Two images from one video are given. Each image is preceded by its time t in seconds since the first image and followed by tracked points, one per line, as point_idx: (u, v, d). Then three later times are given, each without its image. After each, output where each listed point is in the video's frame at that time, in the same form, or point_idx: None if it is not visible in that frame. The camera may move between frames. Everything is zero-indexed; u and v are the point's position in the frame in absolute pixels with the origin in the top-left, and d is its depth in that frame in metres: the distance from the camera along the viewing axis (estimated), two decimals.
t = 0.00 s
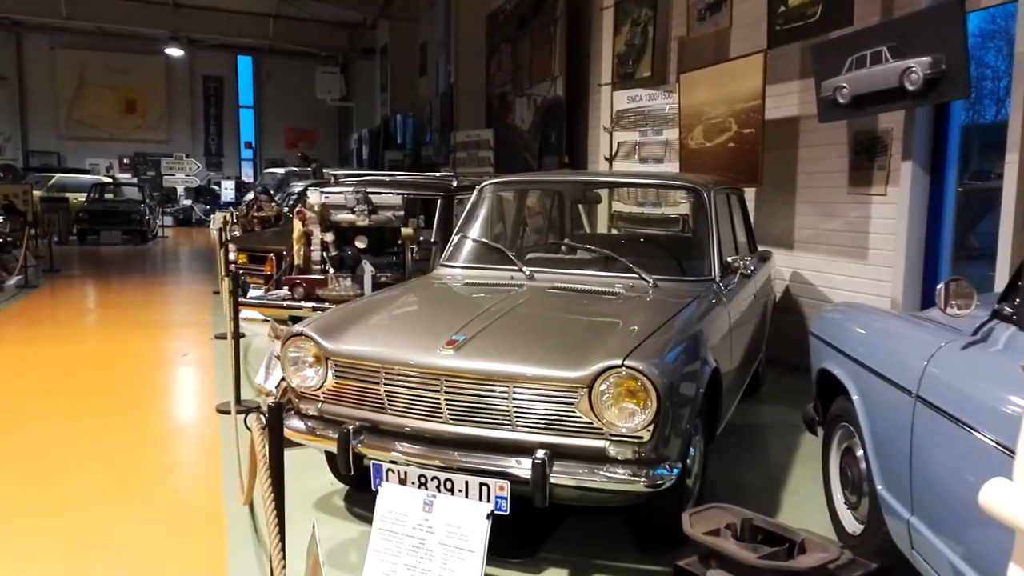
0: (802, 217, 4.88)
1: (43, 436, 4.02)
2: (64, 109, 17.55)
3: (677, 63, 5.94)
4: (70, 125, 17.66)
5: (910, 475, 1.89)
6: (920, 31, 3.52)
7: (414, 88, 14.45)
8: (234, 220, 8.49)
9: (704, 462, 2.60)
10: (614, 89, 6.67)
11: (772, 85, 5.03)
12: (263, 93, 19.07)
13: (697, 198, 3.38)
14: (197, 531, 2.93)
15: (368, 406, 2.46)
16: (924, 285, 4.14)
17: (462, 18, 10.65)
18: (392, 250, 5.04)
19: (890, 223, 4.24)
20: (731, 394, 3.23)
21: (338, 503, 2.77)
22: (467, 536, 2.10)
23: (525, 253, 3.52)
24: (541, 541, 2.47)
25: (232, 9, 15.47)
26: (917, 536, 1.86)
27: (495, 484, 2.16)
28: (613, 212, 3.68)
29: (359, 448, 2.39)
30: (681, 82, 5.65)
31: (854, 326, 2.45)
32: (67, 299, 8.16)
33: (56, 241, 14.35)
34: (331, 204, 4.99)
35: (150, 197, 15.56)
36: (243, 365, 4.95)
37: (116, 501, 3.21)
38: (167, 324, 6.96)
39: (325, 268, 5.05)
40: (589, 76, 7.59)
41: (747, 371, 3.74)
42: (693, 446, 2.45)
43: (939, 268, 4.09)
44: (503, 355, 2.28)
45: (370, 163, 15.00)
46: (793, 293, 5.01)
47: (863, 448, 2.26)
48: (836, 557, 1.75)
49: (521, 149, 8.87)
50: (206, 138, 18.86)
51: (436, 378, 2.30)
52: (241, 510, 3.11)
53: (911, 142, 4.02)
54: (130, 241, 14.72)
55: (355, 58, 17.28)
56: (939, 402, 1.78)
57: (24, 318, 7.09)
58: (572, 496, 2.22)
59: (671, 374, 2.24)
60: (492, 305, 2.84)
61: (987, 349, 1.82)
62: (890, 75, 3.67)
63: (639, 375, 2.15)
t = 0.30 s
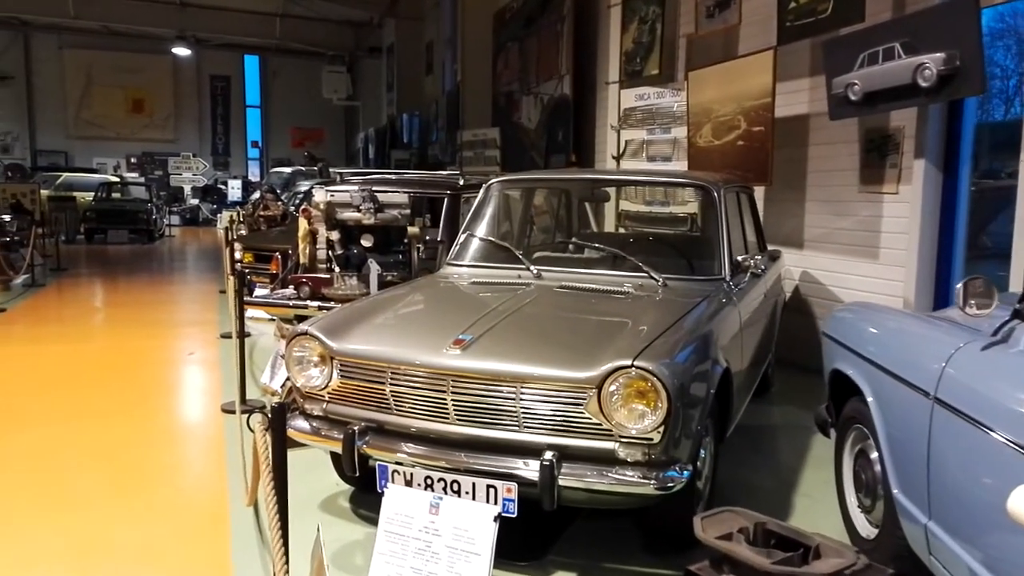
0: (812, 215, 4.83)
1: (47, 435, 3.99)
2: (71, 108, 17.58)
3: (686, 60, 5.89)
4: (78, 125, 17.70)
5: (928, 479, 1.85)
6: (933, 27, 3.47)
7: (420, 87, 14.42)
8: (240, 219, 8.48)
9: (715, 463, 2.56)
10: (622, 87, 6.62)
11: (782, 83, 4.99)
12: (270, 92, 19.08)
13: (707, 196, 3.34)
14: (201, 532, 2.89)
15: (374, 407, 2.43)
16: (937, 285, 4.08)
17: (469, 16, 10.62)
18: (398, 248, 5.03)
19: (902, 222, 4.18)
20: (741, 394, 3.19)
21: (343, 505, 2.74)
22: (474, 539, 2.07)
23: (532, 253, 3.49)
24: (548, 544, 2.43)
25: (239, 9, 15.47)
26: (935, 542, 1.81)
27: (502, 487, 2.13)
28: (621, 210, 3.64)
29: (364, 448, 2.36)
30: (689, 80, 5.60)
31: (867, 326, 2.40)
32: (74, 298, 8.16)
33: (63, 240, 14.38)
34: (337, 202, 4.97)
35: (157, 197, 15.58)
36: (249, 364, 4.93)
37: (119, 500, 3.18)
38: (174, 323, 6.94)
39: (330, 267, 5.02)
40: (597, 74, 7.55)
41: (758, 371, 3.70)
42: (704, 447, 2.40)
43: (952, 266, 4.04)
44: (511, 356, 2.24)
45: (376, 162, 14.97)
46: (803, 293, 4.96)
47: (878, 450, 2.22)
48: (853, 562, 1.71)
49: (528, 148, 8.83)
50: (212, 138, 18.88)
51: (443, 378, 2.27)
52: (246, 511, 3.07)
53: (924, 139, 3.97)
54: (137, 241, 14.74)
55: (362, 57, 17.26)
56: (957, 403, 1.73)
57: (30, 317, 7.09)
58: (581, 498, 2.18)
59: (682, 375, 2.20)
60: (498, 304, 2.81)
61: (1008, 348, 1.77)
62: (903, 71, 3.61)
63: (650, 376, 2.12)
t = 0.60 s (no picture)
0: (826, 217, 4.78)
1: (60, 435, 4.00)
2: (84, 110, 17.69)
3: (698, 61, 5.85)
4: (91, 126, 17.81)
5: (950, 487, 1.81)
6: (951, 26, 3.43)
7: (431, 88, 14.42)
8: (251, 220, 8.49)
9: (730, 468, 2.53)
10: (633, 88, 6.59)
11: (796, 83, 4.94)
12: (281, 94, 19.15)
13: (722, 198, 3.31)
14: (212, 533, 2.89)
15: (386, 410, 2.41)
16: (954, 287, 4.03)
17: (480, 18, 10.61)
18: (409, 250, 4.98)
19: (919, 224, 4.13)
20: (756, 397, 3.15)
21: (355, 507, 2.72)
22: (487, 543, 2.06)
23: (544, 254, 3.47)
24: (561, 549, 2.41)
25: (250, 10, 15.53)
26: (958, 551, 1.77)
27: (516, 491, 2.11)
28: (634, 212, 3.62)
29: (376, 452, 2.34)
30: (702, 80, 5.57)
31: (885, 328, 2.37)
32: (86, 299, 8.19)
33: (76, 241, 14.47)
34: (348, 203, 4.91)
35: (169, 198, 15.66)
36: (261, 365, 4.93)
37: (130, 501, 3.18)
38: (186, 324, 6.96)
39: (342, 269, 5.01)
40: (608, 74, 7.52)
41: (772, 374, 3.66)
42: (720, 452, 2.37)
43: (970, 268, 3.98)
44: (525, 359, 2.22)
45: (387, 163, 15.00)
46: (817, 295, 4.91)
47: (897, 456, 2.18)
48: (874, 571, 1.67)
49: (539, 149, 8.81)
50: (224, 139, 18.96)
51: (455, 381, 2.25)
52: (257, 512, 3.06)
53: (941, 139, 3.92)
54: (150, 242, 14.81)
55: (373, 58, 17.28)
56: (981, 410, 1.70)
57: (44, 317, 7.12)
58: (595, 503, 2.15)
59: (698, 379, 2.17)
60: (511, 306, 2.78)
61: None
62: (920, 71, 3.57)
63: (665, 380, 2.09)
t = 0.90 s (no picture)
0: (850, 219, 4.73)
1: (83, 435, 4.03)
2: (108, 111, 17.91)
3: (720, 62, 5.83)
4: (115, 128, 18.03)
5: (982, 495, 1.78)
6: (981, 26, 3.38)
7: (450, 89, 14.45)
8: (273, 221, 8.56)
9: (754, 473, 2.51)
10: (654, 89, 6.56)
11: (820, 84, 4.90)
12: (302, 96, 19.29)
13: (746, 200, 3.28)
14: (235, 533, 2.90)
15: (409, 412, 2.42)
16: (982, 291, 3.97)
17: (500, 18, 10.62)
18: (430, 252, 4.99)
19: (946, 226, 4.08)
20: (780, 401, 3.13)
21: (377, 509, 2.73)
22: (510, 547, 2.06)
23: (564, 257, 3.47)
24: (583, 553, 2.40)
25: (271, 12, 15.65)
26: (989, 559, 1.75)
27: (538, 494, 2.11)
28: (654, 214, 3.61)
29: (398, 454, 2.35)
30: (724, 81, 5.53)
31: (912, 332, 2.34)
32: (110, 299, 8.29)
33: (100, 241, 14.66)
34: (370, 205, 4.93)
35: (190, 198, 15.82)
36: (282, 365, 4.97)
37: (154, 500, 3.20)
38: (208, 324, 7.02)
39: (363, 270, 4.99)
40: (629, 75, 7.50)
41: (796, 378, 3.63)
42: (744, 456, 2.35)
43: (998, 271, 3.92)
44: (546, 361, 2.22)
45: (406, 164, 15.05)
46: (840, 298, 4.86)
47: (925, 463, 2.15)
48: None
49: (558, 150, 8.80)
50: (245, 140, 19.13)
51: (477, 384, 2.25)
52: (279, 512, 3.08)
53: (968, 140, 3.87)
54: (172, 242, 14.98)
55: (392, 60, 17.36)
56: (1014, 416, 1.67)
57: (69, 317, 7.21)
58: (618, 507, 2.14)
59: (722, 383, 2.16)
60: (533, 309, 2.78)
61: None
62: (947, 72, 3.52)
63: (689, 383, 2.07)
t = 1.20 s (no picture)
0: (877, 220, 4.68)
1: (111, 435, 4.09)
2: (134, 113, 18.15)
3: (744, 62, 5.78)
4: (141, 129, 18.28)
5: (1015, 503, 1.75)
6: (1014, 24, 3.33)
7: (471, 90, 14.47)
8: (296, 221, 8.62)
9: (780, 478, 2.49)
10: (677, 89, 6.53)
11: (846, 83, 4.85)
12: (324, 97, 19.42)
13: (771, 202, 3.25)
14: (263, 532, 2.93)
15: (433, 413, 2.43)
16: (1014, 295, 3.87)
17: (522, 19, 10.61)
18: (453, 253, 5.00)
19: (975, 227, 4.02)
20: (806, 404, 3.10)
21: (401, 509, 2.75)
22: (535, 549, 2.07)
23: (588, 258, 3.46)
24: (607, 556, 2.40)
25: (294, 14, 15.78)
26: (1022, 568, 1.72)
27: (563, 497, 2.11)
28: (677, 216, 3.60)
29: (423, 455, 2.36)
30: (748, 81, 5.49)
31: (941, 336, 2.31)
32: (136, 298, 8.41)
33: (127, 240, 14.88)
34: (394, 207, 4.98)
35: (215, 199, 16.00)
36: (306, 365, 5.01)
37: (178, 499, 3.25)
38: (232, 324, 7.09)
39: (387, 272, 4.96)
40: (651, 76, 7.47)
41: (821, 381, 3.59)
42: (770, 460, 2.34)
43: None
44: (571, 364, 2.22)
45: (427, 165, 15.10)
46: (866, 300, 4.81)
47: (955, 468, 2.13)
48: None
49: (580, 151, 8.78)
50: (268, 141, 19.31)
51: (502, 386, 2.26)
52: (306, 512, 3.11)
53: (999, 141, 3.80)
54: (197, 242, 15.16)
55: (414, 61, 17.44)
56: None
57: (97, 316, 7.32)
58: (643, 510, 2.14)
59: (749, 387, 2.14)
60: (556, 311, 2.78)
61: None
62: (977, 72, 3.45)
63: (715, 387, 2.06)
